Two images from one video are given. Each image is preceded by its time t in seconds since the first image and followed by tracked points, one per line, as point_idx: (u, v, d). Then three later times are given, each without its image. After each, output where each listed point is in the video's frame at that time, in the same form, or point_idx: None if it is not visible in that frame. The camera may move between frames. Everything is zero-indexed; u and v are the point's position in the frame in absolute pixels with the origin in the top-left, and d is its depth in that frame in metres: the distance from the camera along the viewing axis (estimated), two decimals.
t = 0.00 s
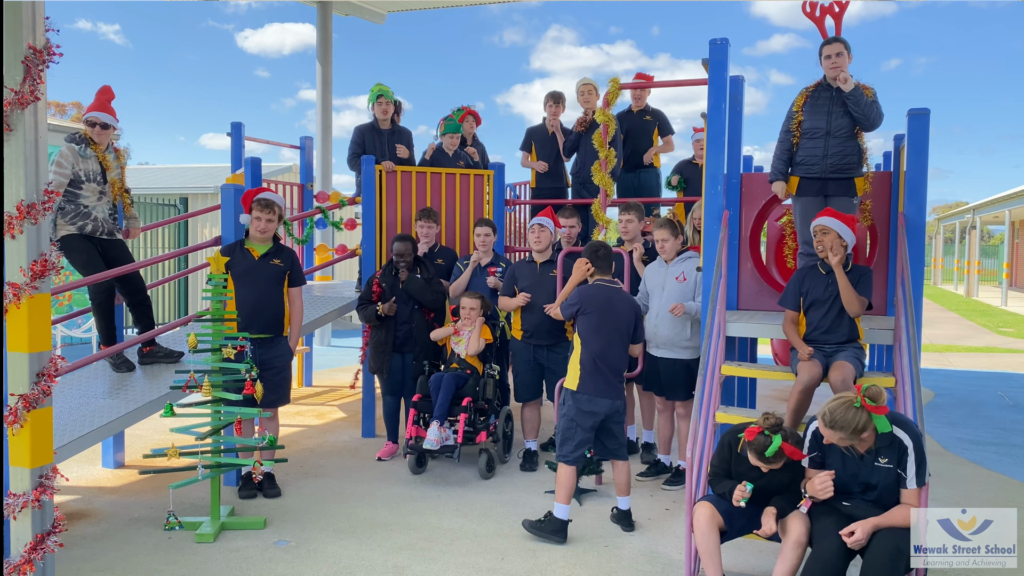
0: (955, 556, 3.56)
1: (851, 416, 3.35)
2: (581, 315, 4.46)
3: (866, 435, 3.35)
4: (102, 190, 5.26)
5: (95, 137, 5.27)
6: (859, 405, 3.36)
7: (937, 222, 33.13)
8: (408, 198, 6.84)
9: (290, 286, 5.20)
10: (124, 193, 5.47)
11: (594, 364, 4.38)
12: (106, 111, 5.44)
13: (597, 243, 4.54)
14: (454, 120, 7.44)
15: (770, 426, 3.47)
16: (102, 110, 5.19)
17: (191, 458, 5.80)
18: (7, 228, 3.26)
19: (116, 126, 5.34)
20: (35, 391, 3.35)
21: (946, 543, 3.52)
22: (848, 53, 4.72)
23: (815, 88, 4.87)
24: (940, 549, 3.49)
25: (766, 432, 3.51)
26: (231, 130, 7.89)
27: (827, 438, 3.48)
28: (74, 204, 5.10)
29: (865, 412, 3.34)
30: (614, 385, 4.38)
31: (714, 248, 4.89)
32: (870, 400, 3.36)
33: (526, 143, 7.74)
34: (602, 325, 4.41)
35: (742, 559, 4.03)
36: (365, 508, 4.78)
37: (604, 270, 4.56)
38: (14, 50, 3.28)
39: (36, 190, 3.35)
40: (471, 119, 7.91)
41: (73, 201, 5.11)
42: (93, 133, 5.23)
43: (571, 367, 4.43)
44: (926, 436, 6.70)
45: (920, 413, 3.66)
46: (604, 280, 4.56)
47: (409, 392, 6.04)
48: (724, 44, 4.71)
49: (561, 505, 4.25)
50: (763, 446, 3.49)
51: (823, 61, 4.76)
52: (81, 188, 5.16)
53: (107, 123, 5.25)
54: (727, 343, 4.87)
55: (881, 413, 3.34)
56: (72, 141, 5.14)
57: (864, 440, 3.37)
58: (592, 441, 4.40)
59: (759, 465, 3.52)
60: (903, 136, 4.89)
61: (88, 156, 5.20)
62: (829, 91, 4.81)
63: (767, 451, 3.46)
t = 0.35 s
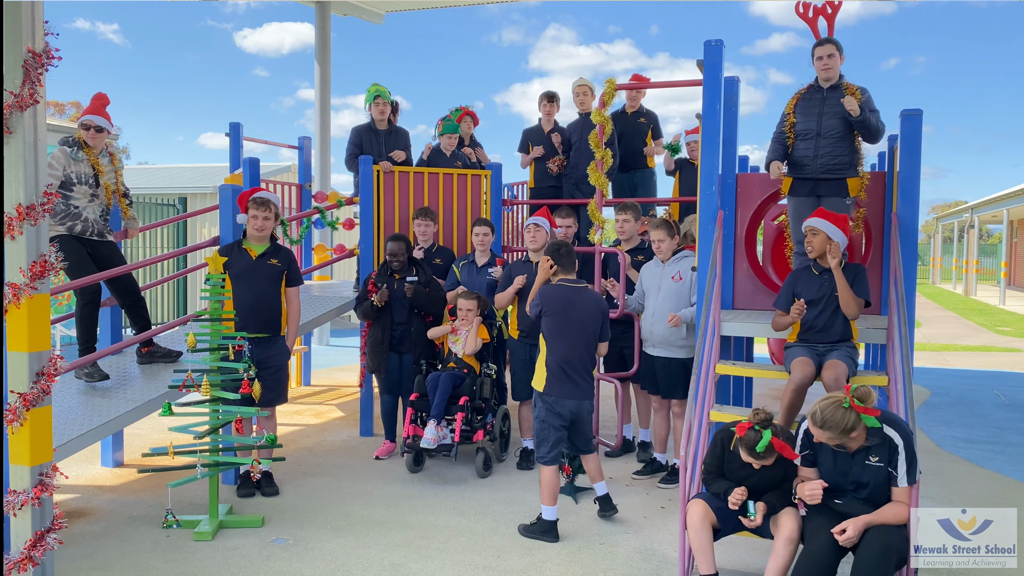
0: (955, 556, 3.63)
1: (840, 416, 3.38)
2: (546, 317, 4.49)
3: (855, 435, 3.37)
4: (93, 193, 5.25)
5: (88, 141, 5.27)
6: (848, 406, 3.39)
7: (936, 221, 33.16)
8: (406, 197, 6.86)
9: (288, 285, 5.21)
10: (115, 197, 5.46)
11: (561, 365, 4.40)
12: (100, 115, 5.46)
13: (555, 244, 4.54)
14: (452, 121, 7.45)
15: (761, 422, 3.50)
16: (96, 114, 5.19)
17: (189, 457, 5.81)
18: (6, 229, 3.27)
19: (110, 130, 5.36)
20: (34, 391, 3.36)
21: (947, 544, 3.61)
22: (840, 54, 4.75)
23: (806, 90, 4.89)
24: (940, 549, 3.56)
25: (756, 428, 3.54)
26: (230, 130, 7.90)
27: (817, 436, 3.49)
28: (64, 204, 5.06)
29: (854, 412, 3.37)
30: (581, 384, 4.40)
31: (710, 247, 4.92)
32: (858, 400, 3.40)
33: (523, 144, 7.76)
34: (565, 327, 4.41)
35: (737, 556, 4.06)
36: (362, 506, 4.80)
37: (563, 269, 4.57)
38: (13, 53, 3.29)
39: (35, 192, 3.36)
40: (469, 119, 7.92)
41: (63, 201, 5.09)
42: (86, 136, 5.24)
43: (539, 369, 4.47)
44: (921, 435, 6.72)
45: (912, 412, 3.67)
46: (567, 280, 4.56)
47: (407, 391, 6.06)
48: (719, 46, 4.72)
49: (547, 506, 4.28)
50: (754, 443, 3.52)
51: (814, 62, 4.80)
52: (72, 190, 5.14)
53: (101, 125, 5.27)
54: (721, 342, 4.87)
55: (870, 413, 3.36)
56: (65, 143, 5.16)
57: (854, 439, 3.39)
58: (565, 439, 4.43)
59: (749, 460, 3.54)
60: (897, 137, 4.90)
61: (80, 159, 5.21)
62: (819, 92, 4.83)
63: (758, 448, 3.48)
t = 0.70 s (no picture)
0: (955, 556, 3.64)
1: (836, 418, 3.39)
2: (547, 319, 4.46)
3: (851, 435, 3.38)
4: (89, 196, 5.24)
5: (83, 144, 5.23)
6: (845, 407, 3.39)
7: (940, 220, 33.06)
8: (407, 198, 6.87)
9: (290, 285, 5.22)
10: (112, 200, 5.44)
11: (565, 368, 4.40)
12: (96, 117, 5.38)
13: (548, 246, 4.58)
14: (453, 121, 7.46)
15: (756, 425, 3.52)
16: (90, 118, 5.11)
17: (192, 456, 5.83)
18: (9, 231, 3.29)
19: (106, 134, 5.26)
20: (37, 390, 3.38)
21: (946, 543, 3.61)
22: (839, 55, 4.76)
23: (806, 91, 4.90)
24: (940, 549, 3.56)
25: (752, 430, 3.57)
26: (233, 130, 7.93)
27: (814, 438, 3.50)
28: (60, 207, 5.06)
29: (851, 414, 3.37)
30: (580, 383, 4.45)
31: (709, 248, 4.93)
32: (855, 402, 3.37)
33: (525, 145, 7.76)
34: (566, 328, 4.42)
35: (737, 556, 4.06)
36: (363, 505, 4.81)
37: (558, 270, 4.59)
38: (16, 57, 3.31)
39: (37, 194, 3.37)
40: (472, 120, 7.94)
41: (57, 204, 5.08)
42: (81, 140, 5.18)
43: (541, 370, 4.44)
44: (922, 435, 6.72)
45: (911, 413, 3.67)
46: (564, 281, 4.58)
47: (408, 391, 6.07)
48: (718, 47, 4.71)
49: (548, 505, 4.28)
50: (751, 444, 3.54)
51: (814, 63, 4.80)
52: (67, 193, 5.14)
53: (96, 129, 5.17)
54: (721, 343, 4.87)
55: (865, 416, 3.36)
56: (61, 147, 5.18)
57: (850, 440, 3.40)
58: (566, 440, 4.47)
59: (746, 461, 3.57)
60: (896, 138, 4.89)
61: (76, 162, 5.21)
62: (819, 93, 4.84)
63: (756, 450, 3.50)
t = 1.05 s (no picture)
0: (955, 556, 3.64)
1: (835, 416, 3.38)
2: (569, 311, 4.51)
3: (851, 435, 3.38)
4: (80, 198, 5.16)
5: (72, 145, 5.14)
6: (842, 406, 3.40)
7: (946, 220, 32.92)
8: (411, 197, 6.88)
9: (295, 285, 5.22)
10: (108, 200, 5.34)
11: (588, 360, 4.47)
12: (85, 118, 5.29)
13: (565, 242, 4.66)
14: (456, 120, 7.47)
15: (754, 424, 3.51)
16: (81, 118, 5.03)
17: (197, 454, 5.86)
18: (14, 231, 3.31)
19: (95, 133, 5.16)
20: (42, 389, 3.40)
21: (946, 543, 3.62)
22: (843, 55, 4.75)
23: (810, 91, 4.87)
24: (940, 549, 3.59)
25: (751, 429, 3.55)
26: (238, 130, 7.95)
27: (813, 437, 3.50)
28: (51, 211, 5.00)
29: (849, 413, 3.37)
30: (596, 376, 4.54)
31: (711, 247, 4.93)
32: (853, 401, 3.38)
33: (529, 144, 7.75)
34: (589, 321, 4.51)
35: (739, 555, 4.06)
36: (366, 503, 4.83)
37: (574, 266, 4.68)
38: (20, 59, 3.33)
39: (42, 194, 3.39)
40: (477, 120, 7.98)
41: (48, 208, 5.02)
42: (70, 141, 5.09)
43: (563, 362, 4.48)
44: (926, 435, 6.70)
45: (913, 414, 3.67)
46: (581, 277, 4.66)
47: (412, 389, 6.08)
48: (722, 47, 4.72)
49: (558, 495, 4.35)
50: (751, 443, 3.53)
51: (817, 64, 4.80)
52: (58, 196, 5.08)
53: (85, 130, 5.08)
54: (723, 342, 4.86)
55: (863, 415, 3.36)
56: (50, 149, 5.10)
57: (850, 439, 3.40)
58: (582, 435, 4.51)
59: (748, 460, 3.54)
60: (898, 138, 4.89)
61: (66, 163, 5.11)
62: (824, 92, 4.82)
63: (756, 449, 3.49)
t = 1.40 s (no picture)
0: (955, 556, 3.64)
1: (833, 416, 3.38)
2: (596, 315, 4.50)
3: (850, 434, 3.38)
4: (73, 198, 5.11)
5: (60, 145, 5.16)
6: (840, 405, 3.38)
7: (954, 219, 32.77)
8: (416, 197, 6.90)
9: (300, 284, 5.26)
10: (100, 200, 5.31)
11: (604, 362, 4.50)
12: (71, 117, 5.27)
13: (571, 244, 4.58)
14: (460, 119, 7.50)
15: (753, 424, 3.50)
16: (67, 116, 5.06)
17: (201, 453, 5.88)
18: (18, 231, 3.33)
19: (82, 132, 5.17)
20: (46, 387, 3.42)
21: (946, 543, 3.62)
22: (846, 54, 4.73)
23: (813, 91, 4.87)
24: (939, 549, 3.58)
25: (749, 429, 3.54)
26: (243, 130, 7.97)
27: (813, 437, 3.49)
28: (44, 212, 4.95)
29: (848, 413, 3.36)
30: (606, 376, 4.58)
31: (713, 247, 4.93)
32: (851, 400, 3.37)
33: (534, 144, 7.77)
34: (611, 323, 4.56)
35: (741, 554, 4.06)
36: (369, 502, 4.85)
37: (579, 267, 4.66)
38: (25, 61, 3.36)
39: (46, 195, 3.41)
40: (482, 120, 7.98)
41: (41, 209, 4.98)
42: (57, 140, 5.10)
43: (582, 367, 4.46)
44: (931, 435, 6.67)
45: (915, 414, 3.66)
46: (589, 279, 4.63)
47: (416, 388, 6.10)
48: (723, 47, 4.72)
49: (608, 491, 4.41)
50: (751, 443, 3.52)
51: (820, 64, 4.79)
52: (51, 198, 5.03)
53: (72, 128, 5.11)
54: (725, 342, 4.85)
55: (861, 413, 3.36)
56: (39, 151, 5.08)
57: (849, 438, 3.39)
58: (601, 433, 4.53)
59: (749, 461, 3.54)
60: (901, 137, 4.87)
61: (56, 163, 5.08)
62: (827, 92, 4.81)
63: (756, 449, 3.49)
